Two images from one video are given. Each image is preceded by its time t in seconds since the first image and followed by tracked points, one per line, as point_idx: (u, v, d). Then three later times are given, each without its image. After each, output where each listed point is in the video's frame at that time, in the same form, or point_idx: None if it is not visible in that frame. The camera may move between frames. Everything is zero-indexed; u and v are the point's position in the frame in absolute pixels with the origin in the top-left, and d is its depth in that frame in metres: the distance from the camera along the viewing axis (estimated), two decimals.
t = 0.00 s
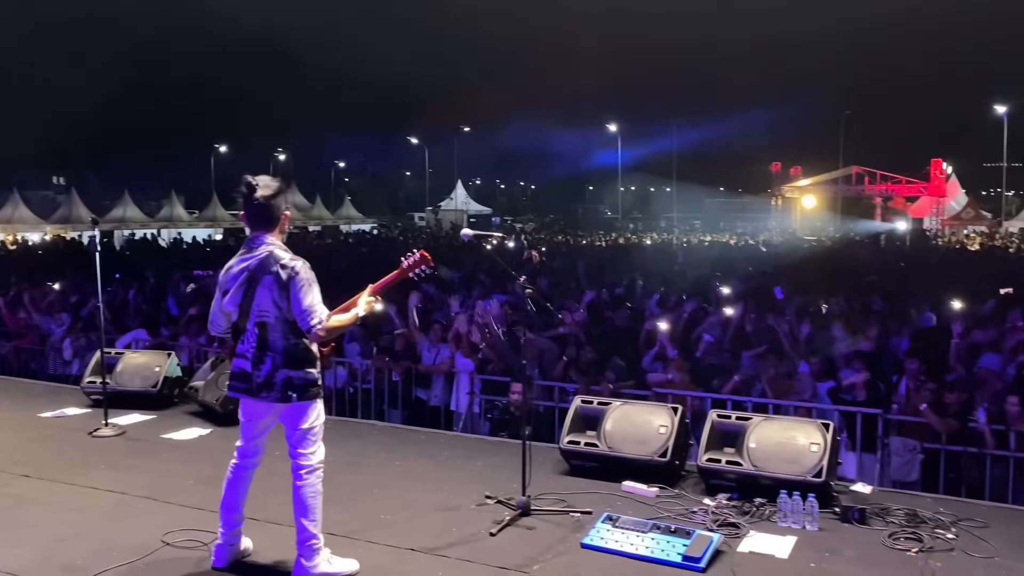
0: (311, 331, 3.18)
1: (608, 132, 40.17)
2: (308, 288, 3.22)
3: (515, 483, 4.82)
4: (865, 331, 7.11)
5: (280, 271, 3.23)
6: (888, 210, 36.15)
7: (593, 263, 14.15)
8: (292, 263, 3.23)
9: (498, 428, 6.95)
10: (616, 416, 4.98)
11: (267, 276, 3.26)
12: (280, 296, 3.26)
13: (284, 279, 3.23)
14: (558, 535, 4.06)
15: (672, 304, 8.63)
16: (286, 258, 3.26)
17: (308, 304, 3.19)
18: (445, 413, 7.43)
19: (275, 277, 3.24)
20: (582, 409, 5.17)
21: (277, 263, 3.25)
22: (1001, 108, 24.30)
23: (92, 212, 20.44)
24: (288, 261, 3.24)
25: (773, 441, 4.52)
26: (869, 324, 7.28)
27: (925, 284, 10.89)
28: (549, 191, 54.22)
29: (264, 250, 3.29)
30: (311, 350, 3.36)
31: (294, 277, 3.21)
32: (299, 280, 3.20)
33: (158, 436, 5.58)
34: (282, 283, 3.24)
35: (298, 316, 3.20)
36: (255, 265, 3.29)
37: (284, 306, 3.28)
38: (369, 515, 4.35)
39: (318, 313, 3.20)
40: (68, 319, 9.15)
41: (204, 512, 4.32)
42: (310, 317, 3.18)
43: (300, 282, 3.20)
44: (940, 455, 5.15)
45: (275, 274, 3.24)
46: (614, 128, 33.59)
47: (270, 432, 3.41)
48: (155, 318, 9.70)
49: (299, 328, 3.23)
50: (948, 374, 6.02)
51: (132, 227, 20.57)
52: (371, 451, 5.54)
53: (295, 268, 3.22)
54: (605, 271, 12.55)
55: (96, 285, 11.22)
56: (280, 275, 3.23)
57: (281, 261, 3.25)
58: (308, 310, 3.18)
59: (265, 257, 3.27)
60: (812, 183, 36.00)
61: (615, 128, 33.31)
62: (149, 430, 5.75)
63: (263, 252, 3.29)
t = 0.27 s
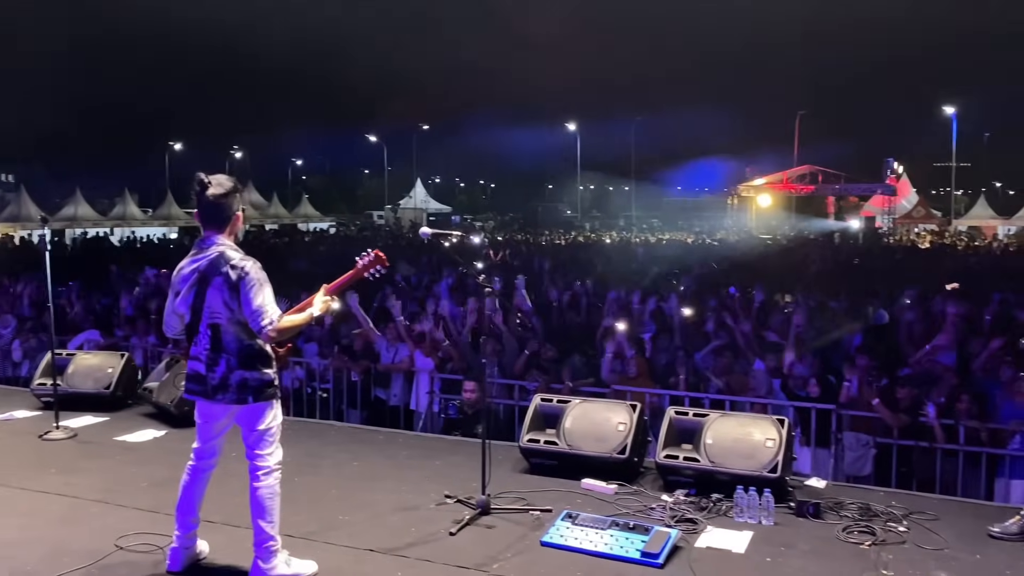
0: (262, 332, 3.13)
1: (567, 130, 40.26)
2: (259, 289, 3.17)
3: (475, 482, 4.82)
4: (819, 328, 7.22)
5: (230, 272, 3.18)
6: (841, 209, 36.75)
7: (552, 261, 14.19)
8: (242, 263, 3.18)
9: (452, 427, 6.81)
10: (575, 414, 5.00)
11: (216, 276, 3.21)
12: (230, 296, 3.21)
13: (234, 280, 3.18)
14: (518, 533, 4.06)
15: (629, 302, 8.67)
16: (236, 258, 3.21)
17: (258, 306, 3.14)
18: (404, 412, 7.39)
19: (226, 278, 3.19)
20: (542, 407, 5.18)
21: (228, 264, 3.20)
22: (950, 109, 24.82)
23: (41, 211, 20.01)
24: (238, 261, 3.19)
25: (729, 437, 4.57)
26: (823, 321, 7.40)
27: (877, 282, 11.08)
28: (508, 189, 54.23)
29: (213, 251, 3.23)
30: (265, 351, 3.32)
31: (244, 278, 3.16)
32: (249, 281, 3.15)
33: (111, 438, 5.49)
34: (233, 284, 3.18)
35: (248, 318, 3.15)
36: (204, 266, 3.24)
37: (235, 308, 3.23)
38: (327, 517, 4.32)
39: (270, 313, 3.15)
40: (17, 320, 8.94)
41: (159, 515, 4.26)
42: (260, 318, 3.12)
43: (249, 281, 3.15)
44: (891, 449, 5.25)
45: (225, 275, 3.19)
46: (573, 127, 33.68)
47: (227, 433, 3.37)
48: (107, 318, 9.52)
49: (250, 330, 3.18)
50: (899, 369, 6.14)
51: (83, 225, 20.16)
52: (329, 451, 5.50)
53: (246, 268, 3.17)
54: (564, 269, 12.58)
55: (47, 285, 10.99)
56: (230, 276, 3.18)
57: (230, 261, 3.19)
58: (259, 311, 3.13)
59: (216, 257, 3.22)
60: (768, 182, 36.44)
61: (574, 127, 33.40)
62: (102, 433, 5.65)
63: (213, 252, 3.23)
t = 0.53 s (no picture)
0: (202, 337, 3.10)
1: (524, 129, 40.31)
2: (200, 294, 3.13)
3: (433, 482, 4.81)
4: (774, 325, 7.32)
5: (171, 276, 3.13)
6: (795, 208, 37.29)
7: (511, 260, 14.21)
8: (183, 267, 3.13)
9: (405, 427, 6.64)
10: (534, 412, 5.01)
11: (159, 281, 3.15)
12: (173, 301, 3.15)
13: (175, 284, 3.13)
14: (477, 532, 4.06)
15: (588, 300, 8.70)
16: (179, 261, 3.15)
17: (196, 312, 3.11)
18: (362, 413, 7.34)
19: (167, 282, 3.14)
20: (500, 405, 5.18)
21: (170, 268, 3.14)
22: (900, 110, 25.30)
23: None
24: (180, 265, 3.13)
25: (686, 433, 4.62)
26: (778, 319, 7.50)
27: (830, 280, 11.26)
28: (466, 187, 54.15)
29: (156, 255, 3.17)
30: (218, 353, 3.26)
31: (184, 283, 3.11)
32: (190, 285, 3.11)
33: (62, 441, 5.38)
34: (173, 289, 3.14)
35: (188, 323, 3.11)
36: (148, 270, 3.19)
37: (178, 312, 3.17)
38: (284, 518, 4.28)
39: (209, 319, 3.11)
40: None
41: (110, 519, 4.18)
42: (198, 324, 3.10)
43: (190, 286, 3.11)
44: (844, 443, 5.34)
45: (167, 279, 3.14)
46: (531, 125, 33.68)
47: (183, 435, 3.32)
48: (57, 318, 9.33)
49: (190, 335, 3.14)
50: (852, 365, 6.25)
51: (31, 224, 19.70)
52: (285, 452, 5.44)
53: (186, 272, 3.12)
54: (522, 268, 12.59)
55: None
56: (172, 280, 3.13)
57: (172, 265, 3.14)
58: (197, 317, 3.10)
59: (159, 260, 3.15)
60: (724, 181, 36.82)
61: (532, 125, 33.43)
62: (51, 435, 5.53)
63: (156, 256, 3.17)
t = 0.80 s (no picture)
0: (145, 342, 3.03)
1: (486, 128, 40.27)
2: (144, 297, 3.07)
3: (396, 481, 4.78)
4: (735, 322, 7.39)
5: (116, 279, 3.06)
6: (755, 206, 37.71)
7: (473, 258, 14.18)
8: (128, 270, 3.06)
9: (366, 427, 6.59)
10: (498, 410, 5.01)
11: (104, 284, 3.09)
12: (118, 304, 3.09)
13: (119, 287, 3.06)
14: (440, 532, 4.05)
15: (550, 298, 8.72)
16: (125, 263, 3.08)
17: (140, 316, 3.04)
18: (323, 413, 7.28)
19: (112, 286, 3.07)
20: (463, 404, 5.17)
21: (115, 271, 3.07)
22: (856, 109, 25.70)
23: None
24: (125, 268, 3.07)
25: (648, 430, 4.64)
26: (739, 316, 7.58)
27: (788, 277, 11.40)
28: (428, 186, 53.98)
29: (103, 257, 3.10)
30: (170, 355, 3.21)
31: (128, 286, 3.05)
32: (134, 288, 3.05)
33: (15, 445, 5.26)
34: (118, 292, 3.07)
35: (132, 327, 3.05)
36: (95, 272, 3.12)
37: (122, 316, 3.11)
38: (245, 520, 4.23)
39: (152, 324, 3.06)
40: None
41: (65, 523, 4.10)
42: (141, 328, 3.04)
43: (135, 290, 3.05)
44: (803, 439, 5.41)
45: (111, 282, 3.07)
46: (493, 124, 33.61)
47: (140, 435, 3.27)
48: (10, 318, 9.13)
49: (133, 340, 3.07)
50: (811, 361, 6.33)
51: None
52: (246, 453, 5.39)
53: (129, 275, 3.05)
54: (485, 266, 12.58)
55: None
56: (116, 283, 3.06)
57: (117, 268, 3.07)
58: (141, 321, 3.04)
59: (104, 263, 3.09)
60: (684, 180, 37.11)
61: (494, 124, 33.40)
62: (4, 439, 5.41)
63: (102, 259, 3.11)
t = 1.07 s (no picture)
0: (88, 344, 2.98)
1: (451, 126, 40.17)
2: (90, 298, 3.01)
3: (361, 482, 4.76)
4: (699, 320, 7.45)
5: (62, 279, 3.02)
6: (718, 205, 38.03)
7: (438, 256, 14.15)
8: (73, 269, 3.01)
9: (329, 427, 6.54)
10: (464, 409, 5.01)
11: (52, 283, 3.05)
12: (64, 305, 3.04)
13: (65, 287, 3.02)
14: (405, 531, 4.03)
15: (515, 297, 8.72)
16: (73, 262, 3.03)
17: (85, 317, 2.99)
18: (288, 413, 7.22)
19: (59, 286, 3.03)
20: (429, 403, 5.15)
21: (63, 270, 3.03)
22: (817, 109, 26.03)
23: None
24: (71, 267, 3.02)
25: (613, 428, 4.67)
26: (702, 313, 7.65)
27: (751, 275, 11.51)
28: (393, 184, 53.73)
29: (53, 256, 3.06)
30: (122, 355, 3.16)
31: (73, 286, 3.00)
32: (79, 288, 3.00)
33: None
34: (64, 292, 3.02)
35: (76, 329, 3.01)
36: (44, 271, 3.08)
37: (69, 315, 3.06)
38: (207, 522, 4.18)
39: (97, 324, 3.00)
40: None
41: (23, 527, 4.03)
42: (85, 329, 2.98)
43: (80, 290, 3.00)
44: (766, 434, 5.47)
45: (59, 282, 3.03)
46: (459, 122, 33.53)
47: (99, 437, 3.22)
48: None
49: (78, 341, 3.03)
50: (773, 358, 6.41)
51: None
52: (209, 454, 5.32)
53: (75, 275, 3.00)
54: (450, 264, 12.55)
55: None
56: (62, 283, 3.01)
57: (64, 267, 3.02)
58: (85, 322, 2.99)
59: (52, 262, 3.05)
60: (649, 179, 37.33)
61: (459, 122, 33.32)
62: None
63: (52, 258, 3.07)
